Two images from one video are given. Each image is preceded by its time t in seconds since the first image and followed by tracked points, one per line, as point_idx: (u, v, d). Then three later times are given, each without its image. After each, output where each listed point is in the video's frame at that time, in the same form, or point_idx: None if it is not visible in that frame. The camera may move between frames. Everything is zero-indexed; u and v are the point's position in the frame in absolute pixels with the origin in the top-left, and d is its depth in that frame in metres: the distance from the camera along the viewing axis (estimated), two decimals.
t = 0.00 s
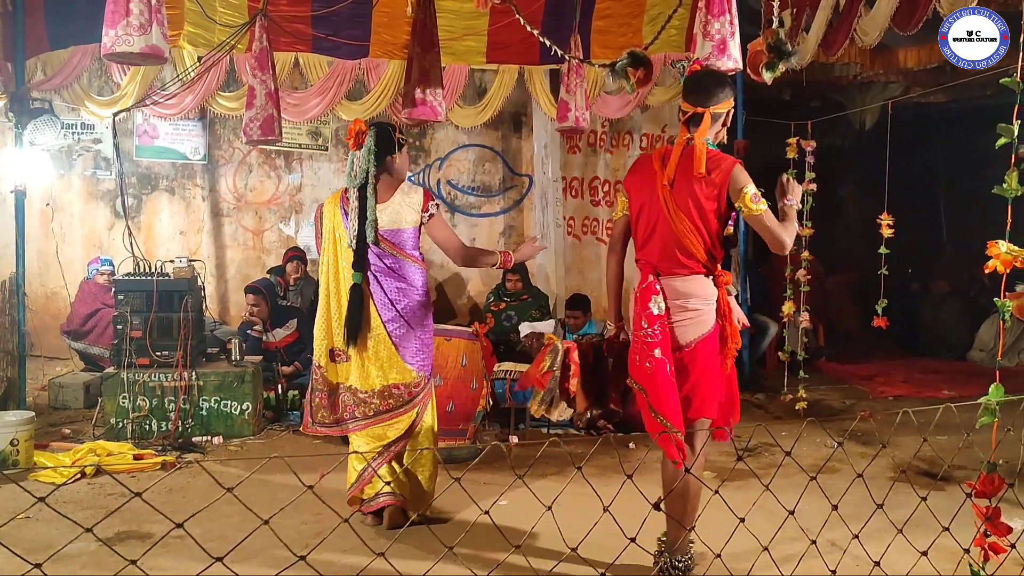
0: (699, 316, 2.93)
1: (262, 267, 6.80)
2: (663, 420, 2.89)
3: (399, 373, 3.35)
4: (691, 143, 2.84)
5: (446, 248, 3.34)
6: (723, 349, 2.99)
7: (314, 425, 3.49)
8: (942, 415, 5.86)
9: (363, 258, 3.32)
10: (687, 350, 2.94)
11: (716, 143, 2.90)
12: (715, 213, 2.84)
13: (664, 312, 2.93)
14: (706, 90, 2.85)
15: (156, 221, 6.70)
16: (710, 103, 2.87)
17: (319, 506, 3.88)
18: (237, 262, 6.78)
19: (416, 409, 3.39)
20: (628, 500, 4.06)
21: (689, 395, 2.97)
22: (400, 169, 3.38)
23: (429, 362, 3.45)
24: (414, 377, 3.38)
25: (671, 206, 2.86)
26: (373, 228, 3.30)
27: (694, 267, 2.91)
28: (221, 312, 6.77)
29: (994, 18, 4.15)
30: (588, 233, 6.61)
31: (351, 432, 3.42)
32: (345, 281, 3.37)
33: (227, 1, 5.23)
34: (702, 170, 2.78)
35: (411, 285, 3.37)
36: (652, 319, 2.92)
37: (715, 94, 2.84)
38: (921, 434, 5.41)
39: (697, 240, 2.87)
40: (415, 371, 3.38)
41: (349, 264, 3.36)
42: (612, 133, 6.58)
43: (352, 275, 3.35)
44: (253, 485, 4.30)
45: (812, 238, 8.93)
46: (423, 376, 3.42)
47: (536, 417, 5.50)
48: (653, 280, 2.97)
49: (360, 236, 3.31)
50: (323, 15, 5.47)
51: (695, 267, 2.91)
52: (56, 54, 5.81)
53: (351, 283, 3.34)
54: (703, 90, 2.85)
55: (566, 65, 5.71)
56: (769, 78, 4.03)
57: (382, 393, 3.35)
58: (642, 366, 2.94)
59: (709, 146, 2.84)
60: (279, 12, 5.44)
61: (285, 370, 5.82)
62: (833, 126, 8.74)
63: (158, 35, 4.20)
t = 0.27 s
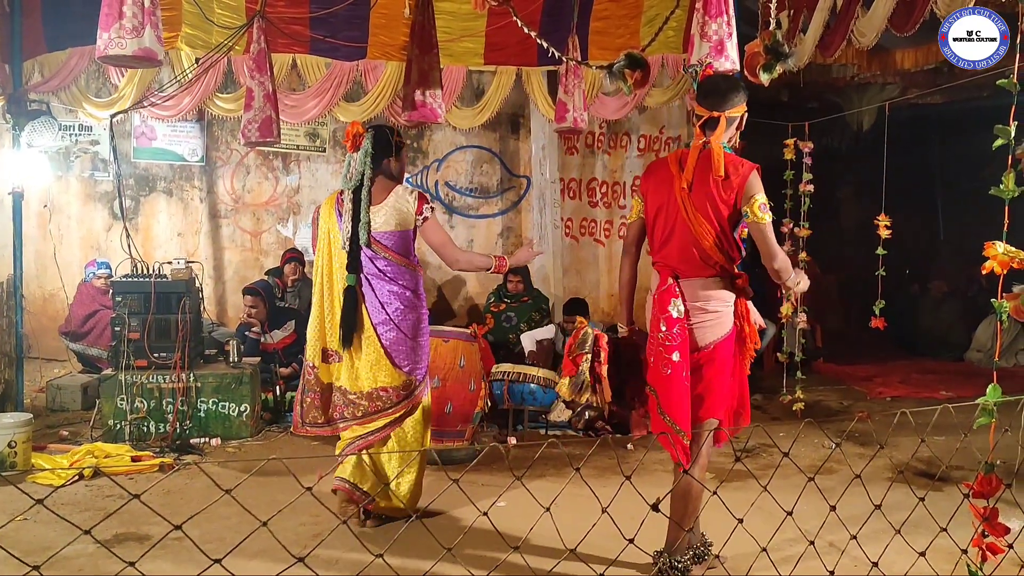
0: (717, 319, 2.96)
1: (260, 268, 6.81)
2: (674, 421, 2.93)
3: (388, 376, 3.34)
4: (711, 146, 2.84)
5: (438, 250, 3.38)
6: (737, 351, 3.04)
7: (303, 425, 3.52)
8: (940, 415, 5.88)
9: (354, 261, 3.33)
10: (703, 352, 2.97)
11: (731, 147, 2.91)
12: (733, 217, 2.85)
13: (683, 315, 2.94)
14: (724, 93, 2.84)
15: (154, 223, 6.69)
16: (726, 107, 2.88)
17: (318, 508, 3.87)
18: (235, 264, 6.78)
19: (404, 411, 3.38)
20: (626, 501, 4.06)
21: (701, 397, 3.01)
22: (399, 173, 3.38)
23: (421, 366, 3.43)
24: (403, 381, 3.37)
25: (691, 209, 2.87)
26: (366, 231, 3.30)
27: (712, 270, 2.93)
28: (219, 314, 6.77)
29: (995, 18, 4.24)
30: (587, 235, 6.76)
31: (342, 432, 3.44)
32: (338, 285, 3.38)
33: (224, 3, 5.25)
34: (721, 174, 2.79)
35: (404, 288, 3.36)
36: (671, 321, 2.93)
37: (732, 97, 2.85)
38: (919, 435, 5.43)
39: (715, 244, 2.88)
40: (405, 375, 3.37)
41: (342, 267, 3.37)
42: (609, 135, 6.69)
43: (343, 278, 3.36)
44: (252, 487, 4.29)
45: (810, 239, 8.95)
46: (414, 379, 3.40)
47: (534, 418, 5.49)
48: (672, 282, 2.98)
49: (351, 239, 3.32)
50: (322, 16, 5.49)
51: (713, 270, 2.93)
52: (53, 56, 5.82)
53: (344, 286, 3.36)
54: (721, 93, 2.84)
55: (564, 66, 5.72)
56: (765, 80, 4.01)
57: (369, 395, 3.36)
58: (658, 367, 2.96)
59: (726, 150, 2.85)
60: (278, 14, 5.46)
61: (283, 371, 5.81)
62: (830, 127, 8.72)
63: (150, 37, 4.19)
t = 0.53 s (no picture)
0: (719, 319, 2.95)
1: (257, 270, 6.80)
2: (672, 420, 2.94)
3: (379, 377, 3.34)
4: (718, 147, 2.85)
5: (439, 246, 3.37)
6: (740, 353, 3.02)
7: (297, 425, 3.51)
8: (938, 416, 5.89)
9: (347, 262, 3.34)
10: (704, 352, 2.97)
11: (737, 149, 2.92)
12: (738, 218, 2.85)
13: (686, 315, 2.94)
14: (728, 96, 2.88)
15: (152, 224, 6.69)
16: (733, 109, 2.89)
17: (316, 509, 3.87)
18: (233, 266, 6.78)
19: (395, 411, 3.39)
20: (625, 502, 4.06)
21: (701, 397, 3.00)
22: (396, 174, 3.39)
23: (414, 366, 3.41)
24: (394, 381, 3.35)
25: (698, 210, 2.86)
26: (358, 232, 3.31)
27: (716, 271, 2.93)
28: (216, 315, 6.76)
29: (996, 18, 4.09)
30: (584, 236, 6.77)
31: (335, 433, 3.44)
32: (331, 286, 3.39)
33: (222, 4, 5.25)
34: (728, 175, 2.79)
35: (395, 289, 3.34)
36: (673, 321, 2.94)
37: (738, 99, 2.88)
38: (917, 435, 5.43)
39: (720, 244, 2.88)
40: (396, 376, 3.36)
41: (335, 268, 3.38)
42: (607, 136, 6.72)
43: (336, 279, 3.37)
44: (250, 488, 4.29)
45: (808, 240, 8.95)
46: (406, 380, 3.38)
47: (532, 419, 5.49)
48: (676, 282, 2.98)
49: (344, 240, 3.33)
50: (319, 18, 5.49)
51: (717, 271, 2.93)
52: (51, 58, 5.87)
53: (337, 287, 3.37)
54: (727, 96, 2.87)
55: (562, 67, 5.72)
56: (762, 81, 3.99)
57: (360, 396, 3.36)
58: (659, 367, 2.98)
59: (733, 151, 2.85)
60: (276, 15, 5.44)
61: (281, 373, 5.80)
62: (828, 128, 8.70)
63: (145, 38, 4.19)
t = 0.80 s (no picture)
0: (719, 320, 2.93)
1: (255, 271, 6.79)
2: (668, 421, 2.96)
3: (370, 377, 3.33)
4: (719, 149, 2.86)
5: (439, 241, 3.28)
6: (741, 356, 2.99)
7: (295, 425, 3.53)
8: (935, 416, 5.89)
9: (338, 264, 3.35)
10: (703, 353, 2.97)
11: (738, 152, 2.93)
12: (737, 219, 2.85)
13: (684, 316, 2.96)
14: (729, 99, 2.88)
15: (149, 226, 6.69)
16: (734, 111, 2.90)
17: (313, 511, 3.86)
18: (231, 267, 6.77)
19: (389, 412, 3.38)
20: (623, 503, 4.06)
21: (700, 398, 2.99)
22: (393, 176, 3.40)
23: (405, 368, 3.38)
24: (385, 382, 3.34)
25: (698, 210, 2.87)
26: (347, 234, 3.32)
27: (716, 272, 2.92)
28: (214, 317, 6.76)
29: (995, 18, 4.07)
30: (582, 237, 6.77)
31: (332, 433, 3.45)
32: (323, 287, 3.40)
33: (220, 5, 5.24)
34: (728, 175, 2.80)
35: (385, 290, 3.33)
36: (671, 321, 2.97)
37: (740, 101, 2.89)
38: (915, 436, 5.44)
39: (719, 245, 2.88)
40: (387, 376, 3.34)
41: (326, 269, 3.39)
42: (605, 137, 6.72)
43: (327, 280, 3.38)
44: (248, 490, 4.29)
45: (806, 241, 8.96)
46: (397, 381, 3.36)
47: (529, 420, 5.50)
48: (675, 284, 2.99)
49: (335, 242, 3.35)
50: (317, 19, 5.48)
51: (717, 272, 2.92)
52: (48, 60, 5.89)
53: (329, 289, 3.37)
54: (728, 98, 2.88)
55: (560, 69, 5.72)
56: (761, 81, 4.00)
57: (354, 396, 3.34)
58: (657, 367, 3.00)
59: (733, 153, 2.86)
60: (273, 16, 5.42)
61: (279, 374, 5.80)
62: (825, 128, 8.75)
63: (143, 39, 4.19)
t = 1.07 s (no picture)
0: (716, 322, 2.96)
1: (253, 272, 6.79)
2: (666, 423, 2.93)
3: (357, 376, 3.33)
4: (716, 150, 2.86)
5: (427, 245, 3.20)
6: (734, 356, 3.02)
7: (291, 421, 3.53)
8: (934, 417, 5.90)
9: (327, 264, 3.36)
10: (700, 355, 2.97)
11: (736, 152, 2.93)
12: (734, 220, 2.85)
13: (682, 317, 2.95)
14: (727, 101, 2.88)
15: (147, 227, 6.69)
16: (732, 112, 2.89)
17: (311, 512, 3.85)
18: (229, 269, 6.77)
19: (378, 414, 3.36)
20: (621, 505, 4.06)
21: (697, 399, 2.99)
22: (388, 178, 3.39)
23: (392, 368, 3.36)
24: (371, 382, 3.33)
25: (696, 211, 2.86)
26: (335, 234, 3.33)
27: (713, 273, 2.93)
28: (212, 318, 6.75)
29: (995, 18, 4.05)
30: (580, 237, 6.76)
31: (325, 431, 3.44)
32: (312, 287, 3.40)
33: (217, 6, 5.23)
34: (726, 177, 2.79)
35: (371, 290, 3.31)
36: (669, 322, 2.94)
37: (738, 102, 2.89)
38: (913, 437, 5.44)
39: (717, 246, 2.88)
40: (373, 377, 3.33)
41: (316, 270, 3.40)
42: (603, 138, 6.72)
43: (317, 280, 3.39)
44: (245, 492, 4.28)
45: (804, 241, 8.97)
46: (383, 382, 3.35)
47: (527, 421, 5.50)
48: (673, 285, 2.99)
49: (323, 242, 3.36)
50: (314, 21, 5.48)
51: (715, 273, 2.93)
52: (46, 61, 5.88)
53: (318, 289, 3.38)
54: (726, 99, 2.88)
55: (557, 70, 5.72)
56: (758, 82, 4.01)
57: (341, 396, 3.36)
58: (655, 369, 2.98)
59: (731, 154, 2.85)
60: (270, 18, 5.42)
61: (277, 376, 5.79)
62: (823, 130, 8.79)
63: (144, 42, 4.19)
